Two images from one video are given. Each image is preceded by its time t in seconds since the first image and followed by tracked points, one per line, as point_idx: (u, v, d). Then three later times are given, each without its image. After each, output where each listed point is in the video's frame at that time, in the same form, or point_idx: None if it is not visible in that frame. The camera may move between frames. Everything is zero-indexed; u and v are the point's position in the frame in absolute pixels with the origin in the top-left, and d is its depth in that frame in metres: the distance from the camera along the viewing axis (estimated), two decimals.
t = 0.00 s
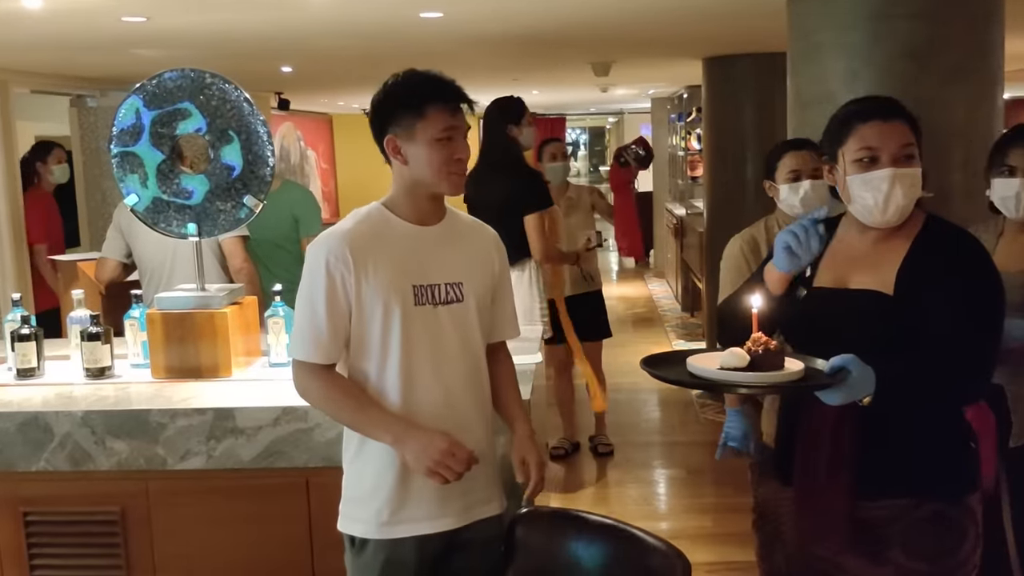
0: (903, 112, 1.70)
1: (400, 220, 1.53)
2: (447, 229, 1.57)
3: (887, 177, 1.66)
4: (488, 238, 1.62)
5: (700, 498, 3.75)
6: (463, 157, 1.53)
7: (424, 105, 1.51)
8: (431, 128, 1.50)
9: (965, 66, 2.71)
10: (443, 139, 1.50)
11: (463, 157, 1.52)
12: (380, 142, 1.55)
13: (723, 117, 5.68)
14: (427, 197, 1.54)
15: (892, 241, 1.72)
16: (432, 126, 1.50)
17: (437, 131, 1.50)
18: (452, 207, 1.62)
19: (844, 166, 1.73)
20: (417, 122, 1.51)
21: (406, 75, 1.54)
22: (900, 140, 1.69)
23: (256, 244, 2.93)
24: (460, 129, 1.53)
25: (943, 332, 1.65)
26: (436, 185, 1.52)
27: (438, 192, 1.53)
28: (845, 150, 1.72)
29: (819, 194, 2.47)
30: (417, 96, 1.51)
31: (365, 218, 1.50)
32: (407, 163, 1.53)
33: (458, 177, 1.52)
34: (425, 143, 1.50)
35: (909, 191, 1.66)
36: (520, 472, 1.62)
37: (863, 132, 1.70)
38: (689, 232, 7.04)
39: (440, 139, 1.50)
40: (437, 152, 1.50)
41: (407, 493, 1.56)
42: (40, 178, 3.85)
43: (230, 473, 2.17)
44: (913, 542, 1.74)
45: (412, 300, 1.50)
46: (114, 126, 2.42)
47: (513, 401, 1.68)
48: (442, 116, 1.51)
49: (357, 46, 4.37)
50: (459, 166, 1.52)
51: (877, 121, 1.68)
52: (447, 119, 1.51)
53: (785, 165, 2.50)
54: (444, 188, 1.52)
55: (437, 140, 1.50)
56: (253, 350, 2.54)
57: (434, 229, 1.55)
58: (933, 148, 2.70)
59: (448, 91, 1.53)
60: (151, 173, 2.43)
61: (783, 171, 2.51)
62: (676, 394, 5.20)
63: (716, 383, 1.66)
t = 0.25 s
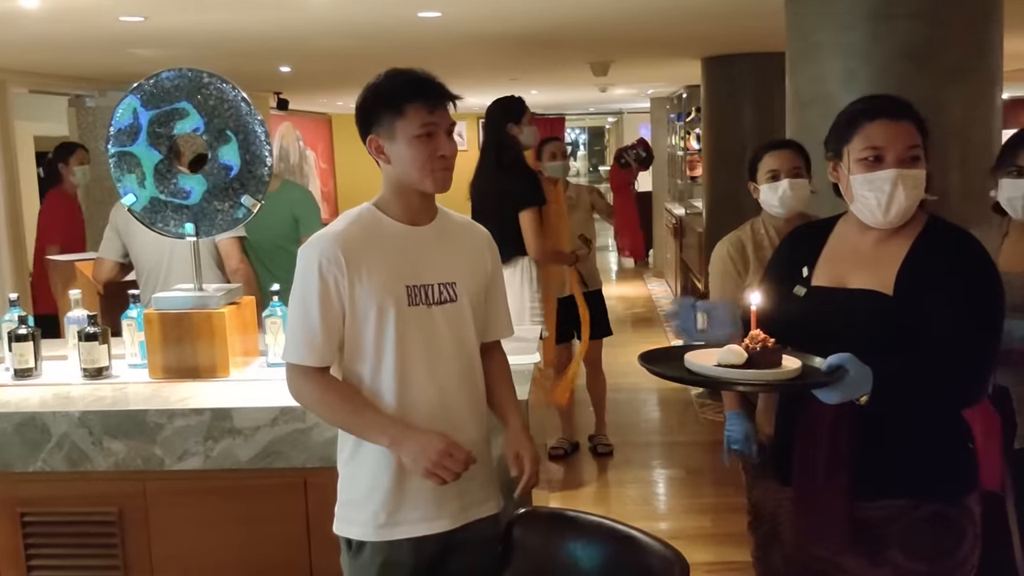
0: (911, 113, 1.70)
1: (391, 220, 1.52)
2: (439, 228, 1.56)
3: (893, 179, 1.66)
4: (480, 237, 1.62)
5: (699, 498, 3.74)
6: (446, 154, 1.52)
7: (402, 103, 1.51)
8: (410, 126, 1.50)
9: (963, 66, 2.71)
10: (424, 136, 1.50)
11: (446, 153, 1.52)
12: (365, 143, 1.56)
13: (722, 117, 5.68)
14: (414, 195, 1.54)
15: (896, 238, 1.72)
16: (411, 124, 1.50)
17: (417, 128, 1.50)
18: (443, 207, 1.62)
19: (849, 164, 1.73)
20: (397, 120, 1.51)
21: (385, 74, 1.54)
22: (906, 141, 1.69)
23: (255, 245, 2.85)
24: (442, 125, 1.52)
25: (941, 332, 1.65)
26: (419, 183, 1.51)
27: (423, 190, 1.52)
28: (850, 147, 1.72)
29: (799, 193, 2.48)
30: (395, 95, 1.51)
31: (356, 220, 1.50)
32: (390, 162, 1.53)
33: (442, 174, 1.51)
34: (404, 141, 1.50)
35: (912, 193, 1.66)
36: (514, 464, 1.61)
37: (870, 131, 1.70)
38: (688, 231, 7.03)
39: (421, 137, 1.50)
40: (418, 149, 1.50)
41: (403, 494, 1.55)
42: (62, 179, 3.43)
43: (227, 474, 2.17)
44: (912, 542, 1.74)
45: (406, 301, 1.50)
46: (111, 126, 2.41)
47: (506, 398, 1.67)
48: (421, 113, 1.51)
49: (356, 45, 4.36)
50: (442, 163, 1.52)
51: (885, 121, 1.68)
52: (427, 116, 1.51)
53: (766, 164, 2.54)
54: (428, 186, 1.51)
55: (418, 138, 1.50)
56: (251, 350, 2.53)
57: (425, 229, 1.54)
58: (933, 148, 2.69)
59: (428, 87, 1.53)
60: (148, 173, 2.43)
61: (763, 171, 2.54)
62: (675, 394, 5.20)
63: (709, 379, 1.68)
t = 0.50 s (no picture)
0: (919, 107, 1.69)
1: (392, 214, 1.52)
2: (441, 222, 1.55)
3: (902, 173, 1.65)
4: (483, 231, 1.61)
5: (704, 494, 3.73)
6: (446, 145, 1.51)
7: (401, 96, 1.50)
8: (409, 118, 1.49)
9: (971, 59, 2.69)
10: (423, 128, 1.49)
11: (447, 145, 1.51)
12: (365, 137, 1.56)
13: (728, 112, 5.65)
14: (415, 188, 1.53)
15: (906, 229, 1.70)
16: (410, 116, 1.49)
17: (416, 120, 1.49)
18: (446, 201, 1.61)
19: (858, 158, 1.72)
20: (396, 113, 1.50)
21: (382, 68, 1.53)
22: (915, 135, 1.68)
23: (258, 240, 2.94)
24: (442, 117, 1.51)
25: (949, 326, 1.63)
26: (418, 175, 1.50)
27: (424, 182, 1.51)
28: (859, 141, 1.71)
29: (798, 186, 2.42)
30: (393, 88, 1.51)
31: (357, 215, 1.49)
32: (390, 155, 1.53)
33: (443, 167, 1.50)
34: (403, 134, 1.49)
35: (921, 187, 1.65)
36: (520, 453, 1.59)
37: (879, 124, 1.69)
38: (694, 228, 7.01)
39: (420, 128, 1.49)
40: (418, 141, 1.49)
41: (405, 490, 1.54)
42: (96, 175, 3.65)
43: (232, 469, 2.17)
44: (919, 539, 1.73)
45: (407, 296, 1.49)
46: (115, 120, 2.41)
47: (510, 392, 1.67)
48: (420, 105, 1.50)
49: (360, 40, 4.36)
50: (443, 155, 1.51)
51: (894, 114, 1.67)
52: (426, 108, 1.50)
53: (765, 159, 2.50)
54: (429, 178, 1.50)
55: (417, 130, 1.49)
56: (255, 345, 2.53)
57: (426, 223, 1.54)
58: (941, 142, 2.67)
59: (426, 79, 1.52)
60: (152, 168, 2.42)
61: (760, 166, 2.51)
62: (681, 390, 5.19)
63: (717, 378, 1.64)
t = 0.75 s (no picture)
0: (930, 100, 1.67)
1: (394, 207, 1.51)
2: (444, 216, 1.54)
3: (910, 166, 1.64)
4: (486, 225, 1.60)
5: (710, 488, 3.72)
6: (449, 138, 1.49)
7: (403, 88, 1.49)
8: (410, 110, 1.48)
9: (979, 50, 2.66)
10: (425, 120, 1.48)
11: (450, 138, 1.49)
12: (367, 130, 1.55)
13: (733, 105, 5.63)
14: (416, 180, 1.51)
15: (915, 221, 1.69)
16: (412, 108, 1.48)
17: (418, 113, 1.48)
18: (450, 194, 1.60)
19: (867, 151, 1.71)
20: (398, 105, 1.49)
21: (383, 59, 1.52)
22: (924, 130, 1.67)
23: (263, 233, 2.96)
24: (444, 110, 1.50)
25: (957, 320, 1.61)
26: (420, 168, 1.49)
27: (426, 175, 1.50)
28: (868, 134, 1.70)
29: (809, 178, 2.45)
30: (395, 80, 1.50)
31: (358, 208, 1.48)
32: (392, 148, 1.52)
33: (445, 159, 1.49)
34: (405, 126, 1.48)
35: (930, 181, 1.64)
36: (503, 441, 1.58)
37: (888, 118, 1.68)
38: (699, 222, 6.99)
39: (422, 121, 1.48)
40: (420, 134, 1.48)
41: (408, 485, 1.54)
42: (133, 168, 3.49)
43: (235, 463, 2.16)
44: (926, 534, 1.71)
45: (409, 289, 1.48)
46: (118, 114, 2.40)
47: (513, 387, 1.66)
48: (422, 97, 1.49)
49: (364, 34, 4.34)
50: (445, 148, 1.49)
51: (903, 108, 1.66)
52: (428, 100, 1.49)
53: (775, 152, 2.51)
54: (431, 171, 1.49)
55: (419, 122, 1.48)
56: (258, 339, 2.53)
57: (428, 216, 1.53)
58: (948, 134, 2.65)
59: (428, 72, 1.51)
60: (155, 161, 2.41)
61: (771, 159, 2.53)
62: (686, 385, 5.17)
63: (721, 373, 1.64)
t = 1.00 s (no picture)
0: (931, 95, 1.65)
1: (389, 203, 1.50)
2: (440, 212, 1.54)
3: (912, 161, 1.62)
4: (483, 221, 1.60)
5: (711, 483, 3.72)
6: (446, 133, 1.48)
7: (401, 83, 1.48)
8: (407, 105, 1.48)
9: (979, 44, 2.65)
10: (422, 116, 1.47)
11: (446, 134, 1.48)
12: (364, 125, 1.54)
13: (734, 100, 5.61)
14: (415, 176, 1.51)
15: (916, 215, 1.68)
16: (409, 104, 1.47)
17: (415, 108, 1.47)
18: (447, 190, 1.59)
19: (866, 147, 1.70)
20: (395, 100, 1.48)
21: (380, 55, 1.51)
22: (925, 125, 1.65)
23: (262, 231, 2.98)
24: (441, 105, 1.49)
25: (957, 316, 1.60)
26: (418, 164, 1.48)
27: (423, 172, 1.49)
28: (867, 130, 1.69)
29: (811, 173, 2.48)
30: (392, 74, 1.49)
31: (354, 204, 1.47)
32: (389, 144, 1.51)
33: (442, 156, 1.48)
34: (402, 122, 1.47)
35: (930, 176, 1.62)
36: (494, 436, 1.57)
37: (888, 114, 1.66)
38: (701, 216, 6.97)
39: (418, 116, 1.47)
40: (416, 130, 1.47)
41: (405, 482, 1.53)
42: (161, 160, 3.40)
43: (233, 460, 2.16)
44: (925, 531, 1.70)
45: (405, 286, 1.47)
46: (115, 110, 2.39)
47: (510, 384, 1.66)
48: (420, 93, 1.48)
49: (362, 29, 4.33)
50: (442, 144, 1.48)
51: (902, 103, 1.64)
52: (425, 95, 1.48)
53: (777, 146, 2.55)
54: (428, 168, 1.48)
55: (415, 118, 1.47)
56: (256, 335, 2.52)
57: (424, 212, 1.52)
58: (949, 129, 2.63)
59: (427, 68, 1.50)
60: (153, 158, 2.41)
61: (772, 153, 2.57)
62: (687, 379, 5.17)
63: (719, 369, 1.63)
